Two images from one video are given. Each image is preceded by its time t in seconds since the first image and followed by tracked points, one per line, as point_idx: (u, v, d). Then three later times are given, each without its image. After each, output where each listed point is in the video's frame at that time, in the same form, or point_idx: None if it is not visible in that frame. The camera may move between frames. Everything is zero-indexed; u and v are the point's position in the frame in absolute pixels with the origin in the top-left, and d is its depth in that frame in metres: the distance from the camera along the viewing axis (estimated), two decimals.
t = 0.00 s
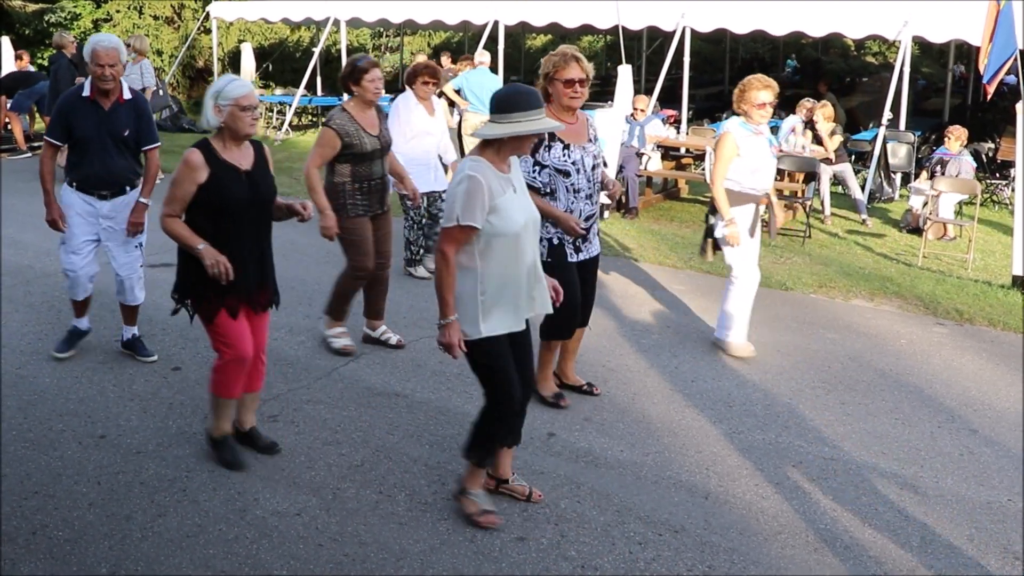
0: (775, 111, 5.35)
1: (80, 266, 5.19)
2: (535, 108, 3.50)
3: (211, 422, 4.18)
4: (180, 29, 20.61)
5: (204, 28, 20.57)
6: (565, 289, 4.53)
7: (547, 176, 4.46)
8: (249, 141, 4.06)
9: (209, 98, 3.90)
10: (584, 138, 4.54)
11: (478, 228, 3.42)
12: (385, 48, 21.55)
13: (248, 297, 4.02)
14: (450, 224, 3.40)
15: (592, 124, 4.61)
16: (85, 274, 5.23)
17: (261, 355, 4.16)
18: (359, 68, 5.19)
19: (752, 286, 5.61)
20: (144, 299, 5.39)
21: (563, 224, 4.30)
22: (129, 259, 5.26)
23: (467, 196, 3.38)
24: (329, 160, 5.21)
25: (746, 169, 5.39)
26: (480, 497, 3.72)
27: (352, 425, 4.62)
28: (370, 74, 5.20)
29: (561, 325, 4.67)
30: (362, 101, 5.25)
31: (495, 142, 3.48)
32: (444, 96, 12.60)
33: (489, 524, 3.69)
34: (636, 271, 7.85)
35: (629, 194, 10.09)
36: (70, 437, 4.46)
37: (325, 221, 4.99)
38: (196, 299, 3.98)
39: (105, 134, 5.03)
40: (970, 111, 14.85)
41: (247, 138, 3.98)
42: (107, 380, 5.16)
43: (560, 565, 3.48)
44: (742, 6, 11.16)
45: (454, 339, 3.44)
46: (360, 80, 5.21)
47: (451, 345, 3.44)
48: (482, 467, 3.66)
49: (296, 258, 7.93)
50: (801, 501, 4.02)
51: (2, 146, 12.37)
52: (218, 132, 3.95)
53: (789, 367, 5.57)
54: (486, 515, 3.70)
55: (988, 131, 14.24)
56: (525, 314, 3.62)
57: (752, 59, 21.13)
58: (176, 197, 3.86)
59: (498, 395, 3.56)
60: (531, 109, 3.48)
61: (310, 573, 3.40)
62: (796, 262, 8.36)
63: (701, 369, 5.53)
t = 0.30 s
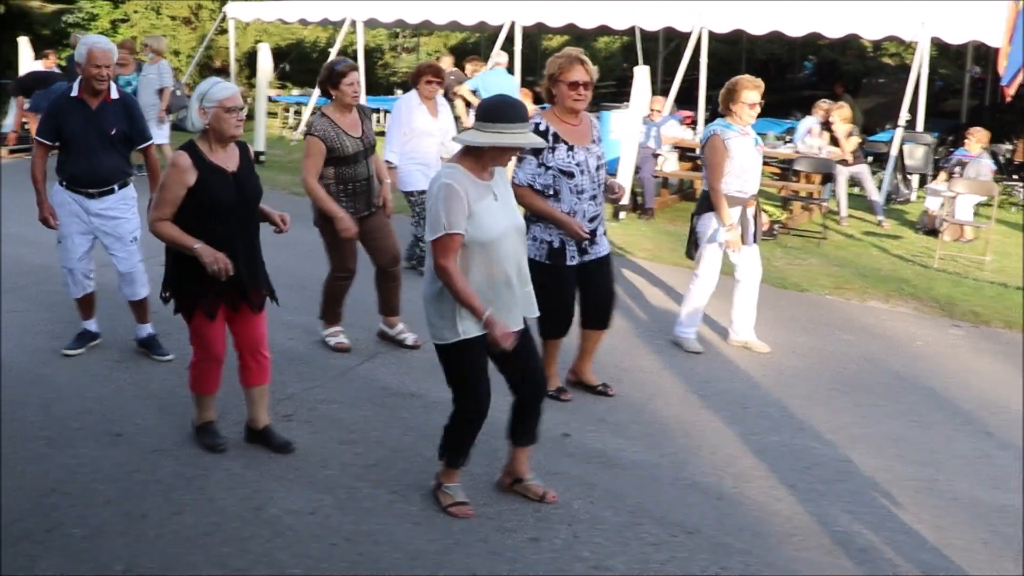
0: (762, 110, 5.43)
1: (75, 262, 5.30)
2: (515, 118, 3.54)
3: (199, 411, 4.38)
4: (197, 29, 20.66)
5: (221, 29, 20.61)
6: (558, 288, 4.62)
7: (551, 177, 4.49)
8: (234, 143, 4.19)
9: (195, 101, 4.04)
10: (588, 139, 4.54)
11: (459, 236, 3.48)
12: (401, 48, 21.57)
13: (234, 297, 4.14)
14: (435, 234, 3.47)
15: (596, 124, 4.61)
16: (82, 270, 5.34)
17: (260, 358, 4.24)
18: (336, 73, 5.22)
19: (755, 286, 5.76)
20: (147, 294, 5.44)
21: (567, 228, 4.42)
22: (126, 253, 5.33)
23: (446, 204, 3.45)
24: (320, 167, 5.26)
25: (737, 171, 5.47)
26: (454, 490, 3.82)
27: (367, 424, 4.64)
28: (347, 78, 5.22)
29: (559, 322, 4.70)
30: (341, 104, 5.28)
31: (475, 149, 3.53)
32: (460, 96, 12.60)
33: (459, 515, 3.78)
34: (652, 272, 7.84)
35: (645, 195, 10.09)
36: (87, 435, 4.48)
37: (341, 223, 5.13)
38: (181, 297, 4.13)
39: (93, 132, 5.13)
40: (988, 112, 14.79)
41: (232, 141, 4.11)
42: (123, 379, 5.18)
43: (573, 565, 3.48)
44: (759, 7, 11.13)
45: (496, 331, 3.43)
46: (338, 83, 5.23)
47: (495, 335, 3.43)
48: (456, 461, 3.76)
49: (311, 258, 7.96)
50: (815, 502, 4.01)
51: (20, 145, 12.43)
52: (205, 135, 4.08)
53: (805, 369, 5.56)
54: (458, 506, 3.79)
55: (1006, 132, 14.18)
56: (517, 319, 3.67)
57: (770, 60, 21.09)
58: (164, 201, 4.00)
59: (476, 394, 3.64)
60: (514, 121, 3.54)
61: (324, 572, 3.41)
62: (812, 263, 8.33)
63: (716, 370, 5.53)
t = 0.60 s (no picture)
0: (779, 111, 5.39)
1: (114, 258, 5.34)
2: (543, 125, 3.51)
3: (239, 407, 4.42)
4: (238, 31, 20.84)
5: (262, 31, 20.79)
6: (594, 287, 4.63)
7: (583, 173, 4.48)
8: (254, 139, 4.22)
9: (215, 99, 4.05)
10: (623, 137, 4.54)
11: (478, 233, 3.49)
12: (441, 49, 21.66)
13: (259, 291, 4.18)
14: (454, 231, 3.47)
15: (633, 124, 4.61)
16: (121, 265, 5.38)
17: (292, 345, 4.29)
18: (366, 73, 5.21)
19: (787, 281, 5.71)
20: (183, 284, 5.44)
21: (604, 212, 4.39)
22: (163, 244, 5.37)
23: (465, 201, 3.46)
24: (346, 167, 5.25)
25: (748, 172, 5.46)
26: (493, 489, 3.83)
27: (405, 424, 4.66)
28: (377, 78, 5.21)
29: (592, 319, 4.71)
30: (372, 104, 5.27)
31: (500, 150, 3.51)
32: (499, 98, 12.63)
33: (499, 515, 3.79)
34: (691, 274, 7.81)
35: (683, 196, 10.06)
36: (129, 431, 4.53)
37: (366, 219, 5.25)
38: (205, 290, 4.18)
39: (122, 126, 5.20)
40: None
41: (251, 137, 4.14)
42: (165, 376, 5.24)
43: (611, 567, 3.48)
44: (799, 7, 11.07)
45: (493, 319, 3.37)
46: (369, 84, 5.22)
47: (492, 324, 3.37)
48: (493, 460, 3.77)
49: (350, 257, 8.01)
50: (856, 507, 3.99)
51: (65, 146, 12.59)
52: (223, 130, 4.10)
53: (845, 373, 5.52)
54: (497, 506, 3.81)
55: None
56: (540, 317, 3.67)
57: (810, 62, 21.00)
58: (186, 197, 4.02)
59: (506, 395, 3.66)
60: (541, 125, 3.51)
61: (363, 570, 3.43)
62: (852, 267, 8.28)
63: (755, 373, 5.50)
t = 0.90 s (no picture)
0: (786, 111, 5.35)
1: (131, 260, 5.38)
2: (561, 131, 3.50)
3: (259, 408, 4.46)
4: (258, 32, 20.97)
5: (282, 31, 20.90)
6: (616, 292, 4.64)
7: (601, 179, 4.50)
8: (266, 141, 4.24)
9: (226, 102, 4.06)
10: (642, 141, 4.53)
11: (493, 239, 3.49)
12: (460, 51, 21.73)
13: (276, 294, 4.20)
14: (470, 236, 3.48)
15: (650, 128, 4.61)
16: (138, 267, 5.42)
17: (309, 344, 4.32)
18: (387, 75, 5.18)
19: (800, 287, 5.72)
20: (200, 284, 5.49)
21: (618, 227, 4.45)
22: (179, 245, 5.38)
23: (482, 208, 3.45)
24: (354, 166, 5.25)
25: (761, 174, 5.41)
26: (512, 491, 3.84)
27: (424, 425, 4.68)
28: (398, 81, 5.18)
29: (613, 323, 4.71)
30: (389, 106, 5.24)
31: (517, 154, 3.50)
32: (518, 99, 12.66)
33: (517, 516, 3.80)
34: (710, 277, 7.82)
35: (702, 199, 10.06)
36: (149, 430, 4.56)
37: (360, 223, 5.13)
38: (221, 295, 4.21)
39: (137, 127, 5.23)
40: None
41: (262, 141, 4.16)
42: (184, 375, 5.27)
43: (629, 570, 3.49)
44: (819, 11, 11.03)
45: (488, 343, 3.47)
46: (389, 85, 5.18)
47: (487, 349, 3.47)
48: (510, 463, 3.78)
49: (369, 258, 8.04)
50: (874, 512, 3.98)
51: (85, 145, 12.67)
52: (235, 135, 4.13)
53: (863, 377, 5.52)
54: (516, 508, 3.82)
55: None
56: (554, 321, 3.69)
57: (829, 66, 20.97)
58: (201, 200, 4.04)
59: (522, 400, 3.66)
60: (554, 131, 3.48)
61: (381, 570, 3.45)
62: (870, 271, 8.27)
63: (773, 377, 5.50)
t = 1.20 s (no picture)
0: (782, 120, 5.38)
1: (138, 273, 5.40)
2: (562, 146, 3.50)
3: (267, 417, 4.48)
4: (265, 40, 21.05)
5: (289, 39, 20.98)
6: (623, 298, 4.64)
7: (603, 190, 4.52)
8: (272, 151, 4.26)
9: (233, 113, 4.09)
10: (647, 153, 4.55)
11: (493, 255, 3.51)
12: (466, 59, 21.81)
13: (280, 306, 4.20)
14: (471, 250, 3.49)
15: (659, 141, 4.62)
16: (145, 278, 5.43)
17: (315, 354, 4.32)
18: (393, 90, 5.18)
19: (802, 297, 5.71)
20: (204, 298, 5.49)
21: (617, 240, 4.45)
22: (186, 258, 5.41)
23: (481, 225, 3.47)
24: (360, 176, 5.25)
25: (762, 184, 5.43)
26: (518, 499, 3.85)
27: (430, 432, 4.69)
28: (403, 97, 5.19)
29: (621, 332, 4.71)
30: (392, 120, 5.28)
31: (519, 169, 3.51)
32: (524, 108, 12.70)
33: (523, 524, 3.81)
34: (715, 286, 7.83)
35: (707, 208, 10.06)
36: (156, 436, 4.57)
37: (370, 231, 5.23)
38: (229, 305, 4.22)
39: (143, 140, 5.25)
40: None
41: (268, 150, 4.17)
42: (191, 383, 5.28)
43: None
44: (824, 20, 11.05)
45: (467, 364, 3.53)
46: (393, 101, 5.20)
47: (465, 369, 3.53)
48: (519, 471, 3.80)
49: (376, 266, 8.06)
50: (880, 520, 3.99)
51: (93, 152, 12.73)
52: (241, 145, 4.15)
53: (869, 386, 5.52)
54: (522, 515, 3.83)
55: None
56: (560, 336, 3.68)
57: (835, 74, 20.99)
58: (206, 211, 4.07)
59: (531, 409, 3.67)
60: (557, 146, 3.48)
61: None
62: (876, 280, 8.27)
63: (779, 385, 5.51)
